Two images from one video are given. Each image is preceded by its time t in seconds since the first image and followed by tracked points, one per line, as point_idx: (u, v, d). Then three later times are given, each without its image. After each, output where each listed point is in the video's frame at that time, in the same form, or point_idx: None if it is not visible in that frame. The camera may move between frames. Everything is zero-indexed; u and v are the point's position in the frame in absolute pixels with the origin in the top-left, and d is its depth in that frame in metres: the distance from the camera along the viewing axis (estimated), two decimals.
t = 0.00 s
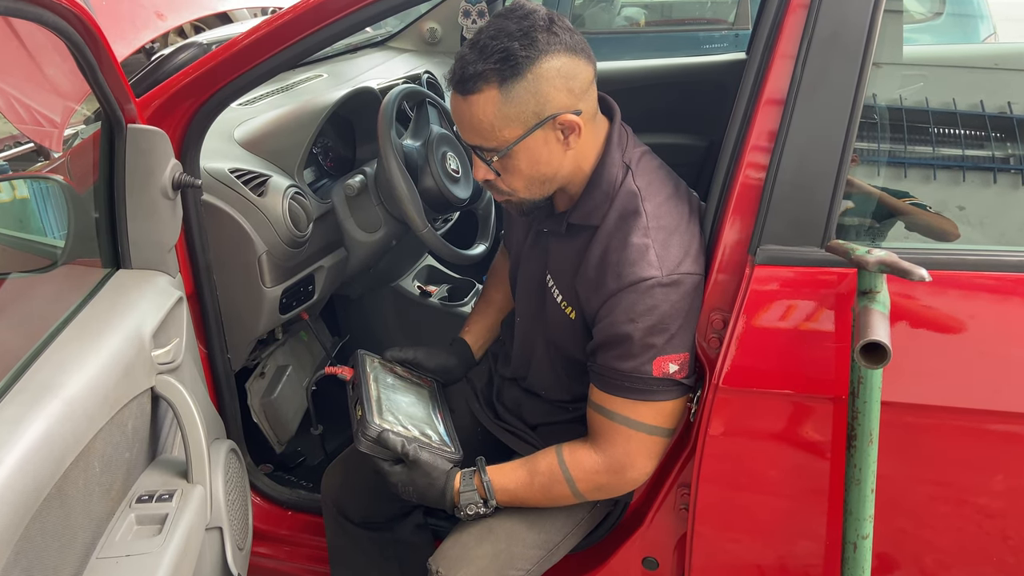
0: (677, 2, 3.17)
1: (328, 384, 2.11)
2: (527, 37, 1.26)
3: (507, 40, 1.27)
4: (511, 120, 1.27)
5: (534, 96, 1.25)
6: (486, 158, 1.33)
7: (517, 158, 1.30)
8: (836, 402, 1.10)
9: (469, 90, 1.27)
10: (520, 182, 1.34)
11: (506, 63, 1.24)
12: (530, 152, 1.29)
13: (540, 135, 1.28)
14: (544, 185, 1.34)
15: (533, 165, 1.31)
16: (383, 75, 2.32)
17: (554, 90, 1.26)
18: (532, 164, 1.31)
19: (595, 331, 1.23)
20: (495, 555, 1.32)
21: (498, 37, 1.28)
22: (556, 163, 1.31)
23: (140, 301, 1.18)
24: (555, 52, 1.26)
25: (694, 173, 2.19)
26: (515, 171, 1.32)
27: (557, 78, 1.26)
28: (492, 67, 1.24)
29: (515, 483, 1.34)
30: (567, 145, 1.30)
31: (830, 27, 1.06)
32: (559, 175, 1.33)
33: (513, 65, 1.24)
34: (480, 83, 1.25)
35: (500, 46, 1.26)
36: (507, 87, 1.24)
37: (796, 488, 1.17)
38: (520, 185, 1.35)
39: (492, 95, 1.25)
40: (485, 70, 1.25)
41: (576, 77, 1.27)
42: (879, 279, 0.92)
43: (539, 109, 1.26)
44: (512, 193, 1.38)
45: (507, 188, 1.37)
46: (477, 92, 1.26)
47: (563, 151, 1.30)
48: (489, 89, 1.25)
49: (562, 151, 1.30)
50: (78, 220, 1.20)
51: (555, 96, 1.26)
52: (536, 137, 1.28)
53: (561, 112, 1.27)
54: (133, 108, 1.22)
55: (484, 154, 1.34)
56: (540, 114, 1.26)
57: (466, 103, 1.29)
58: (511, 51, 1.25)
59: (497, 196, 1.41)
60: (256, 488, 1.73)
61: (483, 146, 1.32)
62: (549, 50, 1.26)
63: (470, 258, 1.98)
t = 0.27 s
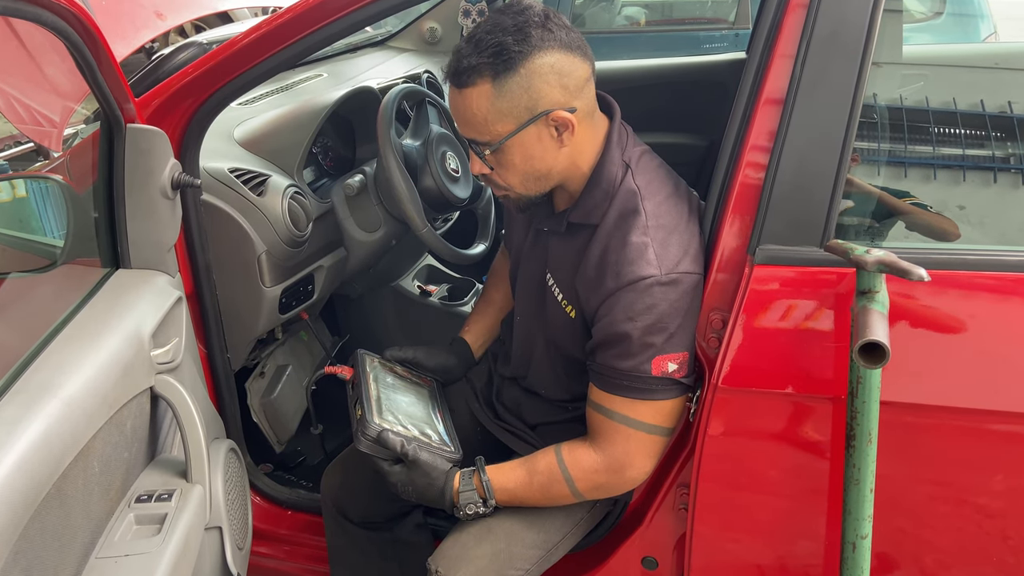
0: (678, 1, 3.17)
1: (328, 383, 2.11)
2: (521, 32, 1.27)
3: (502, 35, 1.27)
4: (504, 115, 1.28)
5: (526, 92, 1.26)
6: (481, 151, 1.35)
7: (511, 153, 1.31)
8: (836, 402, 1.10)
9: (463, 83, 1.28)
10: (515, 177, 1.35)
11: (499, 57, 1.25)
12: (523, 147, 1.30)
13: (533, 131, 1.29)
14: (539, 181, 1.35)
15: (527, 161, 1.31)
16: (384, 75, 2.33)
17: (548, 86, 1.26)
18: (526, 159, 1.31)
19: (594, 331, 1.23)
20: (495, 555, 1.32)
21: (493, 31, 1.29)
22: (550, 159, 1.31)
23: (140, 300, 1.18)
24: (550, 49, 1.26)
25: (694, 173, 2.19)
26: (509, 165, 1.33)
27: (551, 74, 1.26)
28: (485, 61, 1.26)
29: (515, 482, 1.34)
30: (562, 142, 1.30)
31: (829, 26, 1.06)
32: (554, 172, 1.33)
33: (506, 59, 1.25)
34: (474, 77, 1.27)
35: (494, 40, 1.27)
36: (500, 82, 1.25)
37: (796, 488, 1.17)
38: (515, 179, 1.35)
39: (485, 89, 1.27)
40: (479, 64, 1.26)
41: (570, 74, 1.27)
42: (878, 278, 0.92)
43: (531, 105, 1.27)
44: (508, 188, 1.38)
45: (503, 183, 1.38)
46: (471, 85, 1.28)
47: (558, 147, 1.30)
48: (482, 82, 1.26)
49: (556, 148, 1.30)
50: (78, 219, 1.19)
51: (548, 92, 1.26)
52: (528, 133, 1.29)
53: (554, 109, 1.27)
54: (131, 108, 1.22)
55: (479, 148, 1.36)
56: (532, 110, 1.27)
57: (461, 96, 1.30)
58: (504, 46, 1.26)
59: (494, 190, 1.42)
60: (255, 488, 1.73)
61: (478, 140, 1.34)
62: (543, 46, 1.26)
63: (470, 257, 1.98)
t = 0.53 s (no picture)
0: (678, 1, 3.15)
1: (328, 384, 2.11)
2: (515, 33, 1.27)
3: (496, 35, 1.27)
4: (497, 115, 1.28)
5: (519, 92, 1.26)
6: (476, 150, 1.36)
7: (505, 152, 1.32)
8: (835, 403, 1.10)
9: (458, 83, 1.29)
10: (509, 175, 1.36)
11: (492, 58, 1.25)
12: (516, 147, 1.31)
13: (526, 131, 1.29)
14: (534, 180, 1.35)
15: (521, 160, 1.32)
16: (383, 75, 2.33)
17: (540, 87, 1.26)
18: (519, 159, 1.32)
19: (593, 332, 1.23)
20: (495, 555, 1.32)
21: (488, 31, 1.29)
22: (544, 160, 1.31)
23: (139, 301, 1.18)
24: (543, 50, 1.26)
25: (694, 173, 2.19)
26: (503, 164, 1.34)
27: (544, 76, 1.26)
28: (478, 61, 1.26)
29: (515, 483, 1.34)
30: (556, 143, 1.30)
31: (829, 27, 1.06)
32: (549, 173, 1.33)
33: (499, 60, 1.25)
34: (468, 76, 1.28)
35: (488, 40, 1.27)
36: (493, 82, 1.26)
37: (796, 488, 1.17)
38: (510, 178, 1.36)
39: (478, 88, 1.27)
40: (472, 63, 1.26)
41: (563, 75, 1.27)
42: (877, 279, 0.92)
43: (524, 106, 1.27)
44: (504, 186, 1.39)
45: (499, 181, 1.38)
46: (465, 85, 1.28)
47: (552, 148, 1.30)
48: (475, 82, 1.27)
49: (550, 148, 1.30)
50: (77, 220, 1.19)
51: (540, 93, 1.26)
52: (521, 133, 1.29)
53: (547, 110, 1.27)
54: (131, 108, 1.22)
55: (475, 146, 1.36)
56: (525, 111, 1.27)
57: (456, 95, 1.31)
58: (497, 46, 1.26)
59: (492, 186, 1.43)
60: (255, 488, 1.73)
61: (473, 138, 1.35)
62: (536, 47, 1.26)
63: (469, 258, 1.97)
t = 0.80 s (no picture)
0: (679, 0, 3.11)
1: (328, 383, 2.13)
2: (516, 33, 1.27)
3: (497, 35, 1.27)
4: (499, 114, 1.28)
5: (520, 92, 1.26)
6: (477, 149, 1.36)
7: (506, 152, 1.32)
8: (835, 402, 1.10)
9: (458, 82, 1.29)
10: (510, 175, 1.36)
11: (494, 57, 1.25)
12: (518, 147, 1.31)
13: (527, 131, 1.29)
14: (535, 180, 1.35)
15: (522, 160, 1.32)
16: (384, 74, 2.33)
17: (542, 87, 1.26)
18: (520, 158, 1.32)
19: (593, 331, 1.23)
20: (495, 555, 1.32)
21: (489, 31, 1.28)
22: (545, 159, 1.31)
23: (139, 300, 1.18)
24: (544, 50, 1.26)
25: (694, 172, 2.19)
26: (504, 164, 1.34)
27: (545, 75, 1.26)
28: (480, 61, 1.26)
29: (515, 482, 1.34)
30: (557, 143, 1.30)
31: (829, 27, 1.06)
32: (550, 172, 1.33)
33: (500, 59, 1.25)
34: (469, 76, 1.27)
35: (489, 40, 1.27)
36: (494, 82, 1.26)
37: (796, 488, 1.17)
38: (511, 177, 1.36)
39: (479, 88, 1.27)
40: (474, 63, 1.26)
41: (565, 75, 1.27)
42: (878, 279, 0.92)
43: (526, 105, 1.27)
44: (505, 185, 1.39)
45: (499, 180, 1.38)
46: (466, 84, 1.28)
47: (553, 148, 1.30)
48: (477, 81, 1.27)
49: (551, 148, 1.30)
50: (78, 219, 1.19)
51: (542, 93, 1.26)
52: (522, 133, 1.29)
53: (548, 110, 1.27)
54: (131, 108, 1.22)
55: (475, 146, 1.36)
56: (527, 110, 1.27)
57: (456, 94, 1.31)
58: (499, 46, 1.25)
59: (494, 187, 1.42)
60: (256, 487, 1.73)
61: (473, 138, 1.34)
62: (538, 47, 1.25)
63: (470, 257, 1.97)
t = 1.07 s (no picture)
0: None
1: (330, 382, 2.10)
2: (521, 33, 1.26)
3: (502, 36, 1.26)
4: (507, 117, 1.27)
5: (528, 93, 1.25)
6: (482, 155, 1.34)
7: (513, 156, 1.31)
8: (835, 402, 1.10)
9: (464, 87, 1.27)
10: (516, 180, 1.34)
11: (501, 59, 1.24)
12: (526, 149, 1.29)
13: (535, 132, 1.28)
14: (541, 184, 1.34)
15: (530, 163, 1.31)
16: (384, 73, 2.33)
17: (549, 87, 1.26)
18: (528, 162, 1.31)
19: (593, 330, 1.23)
20: (494, 554, 1.32)
21: (492, 33, 1.27)
22: (553, 160, 1.31)
23: (139, 299, 1.17)
24: (550, 49, 1.26)
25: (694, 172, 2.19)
26: (510, 169, 1.32)
27: (552, 75, 1.26)
28: (487, 64, 1.24)
29: (514, 481, 1.34)
30: (563, 142, 1.30)
31: (829, 25, 1.06)
32: (556, 174, 1.33)
33: (508, 61, 1.24)
34: (475, 80, 1.25)
35: (495, 42, 1.26)
36: (502, 84, 1.25)
37: (796, 487, 1.17)
38: (515, 183, 1.35)
39: (486, 92, 1.25)
40: (480, 66, 1.24)
41: (570, 74, 1.28)
42: (877, 278, 0.92)
43: (534, 106, 1.26)
44: (509, 191, 1.37)
45: (503, 186, 1.37)
46: (472, 89, 1.26)
47: (560, 148, 1.30)
48: (484, 85, 1.25)
49: (558, 148, 1.30)
50: (77, 217, 1.19)
51: (549, 93, 1.26)
52: (531, 135, 1.28)
53: (556, 109, 1.27)
54: (131, 106, 1.22)
55: (480, 152, 1.34)
56: (535, 111, 1.27)
57: (461, 100, 1.28)
58: (506, 47, 1.25)
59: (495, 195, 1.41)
60: (256, 486, 1.73)
61: (479, 143, 1.32)
62: (543, 47, 1.26)
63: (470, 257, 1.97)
